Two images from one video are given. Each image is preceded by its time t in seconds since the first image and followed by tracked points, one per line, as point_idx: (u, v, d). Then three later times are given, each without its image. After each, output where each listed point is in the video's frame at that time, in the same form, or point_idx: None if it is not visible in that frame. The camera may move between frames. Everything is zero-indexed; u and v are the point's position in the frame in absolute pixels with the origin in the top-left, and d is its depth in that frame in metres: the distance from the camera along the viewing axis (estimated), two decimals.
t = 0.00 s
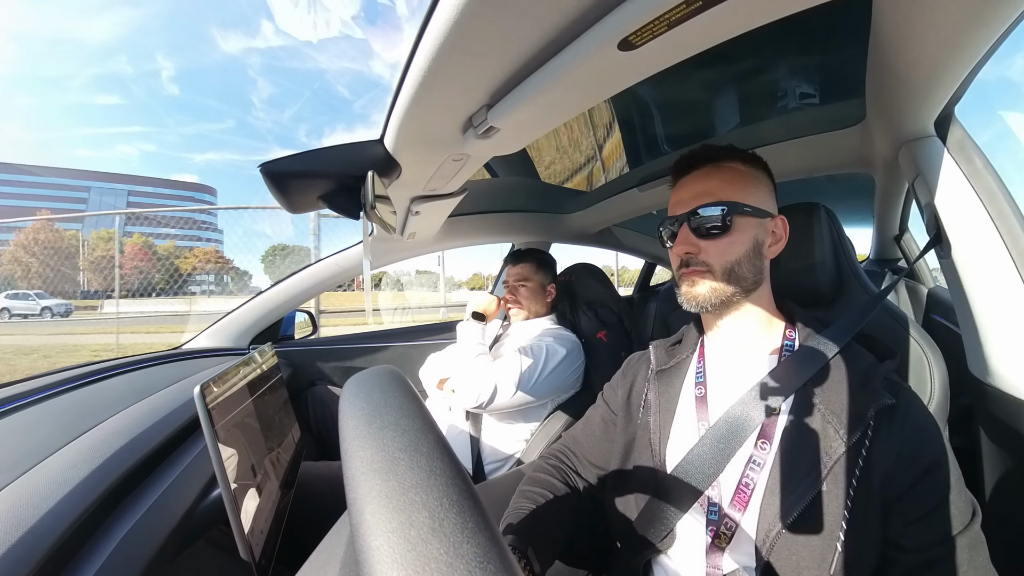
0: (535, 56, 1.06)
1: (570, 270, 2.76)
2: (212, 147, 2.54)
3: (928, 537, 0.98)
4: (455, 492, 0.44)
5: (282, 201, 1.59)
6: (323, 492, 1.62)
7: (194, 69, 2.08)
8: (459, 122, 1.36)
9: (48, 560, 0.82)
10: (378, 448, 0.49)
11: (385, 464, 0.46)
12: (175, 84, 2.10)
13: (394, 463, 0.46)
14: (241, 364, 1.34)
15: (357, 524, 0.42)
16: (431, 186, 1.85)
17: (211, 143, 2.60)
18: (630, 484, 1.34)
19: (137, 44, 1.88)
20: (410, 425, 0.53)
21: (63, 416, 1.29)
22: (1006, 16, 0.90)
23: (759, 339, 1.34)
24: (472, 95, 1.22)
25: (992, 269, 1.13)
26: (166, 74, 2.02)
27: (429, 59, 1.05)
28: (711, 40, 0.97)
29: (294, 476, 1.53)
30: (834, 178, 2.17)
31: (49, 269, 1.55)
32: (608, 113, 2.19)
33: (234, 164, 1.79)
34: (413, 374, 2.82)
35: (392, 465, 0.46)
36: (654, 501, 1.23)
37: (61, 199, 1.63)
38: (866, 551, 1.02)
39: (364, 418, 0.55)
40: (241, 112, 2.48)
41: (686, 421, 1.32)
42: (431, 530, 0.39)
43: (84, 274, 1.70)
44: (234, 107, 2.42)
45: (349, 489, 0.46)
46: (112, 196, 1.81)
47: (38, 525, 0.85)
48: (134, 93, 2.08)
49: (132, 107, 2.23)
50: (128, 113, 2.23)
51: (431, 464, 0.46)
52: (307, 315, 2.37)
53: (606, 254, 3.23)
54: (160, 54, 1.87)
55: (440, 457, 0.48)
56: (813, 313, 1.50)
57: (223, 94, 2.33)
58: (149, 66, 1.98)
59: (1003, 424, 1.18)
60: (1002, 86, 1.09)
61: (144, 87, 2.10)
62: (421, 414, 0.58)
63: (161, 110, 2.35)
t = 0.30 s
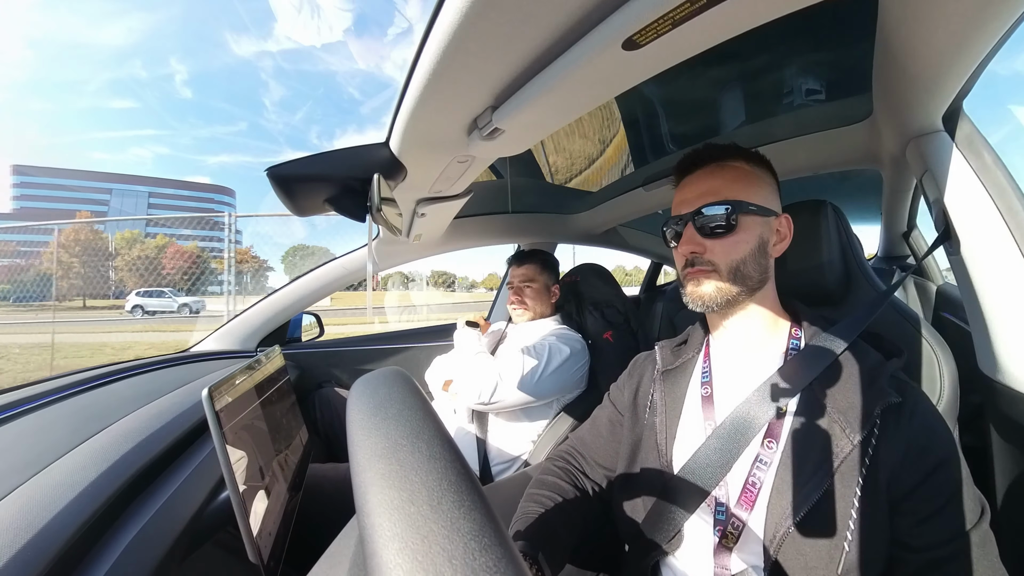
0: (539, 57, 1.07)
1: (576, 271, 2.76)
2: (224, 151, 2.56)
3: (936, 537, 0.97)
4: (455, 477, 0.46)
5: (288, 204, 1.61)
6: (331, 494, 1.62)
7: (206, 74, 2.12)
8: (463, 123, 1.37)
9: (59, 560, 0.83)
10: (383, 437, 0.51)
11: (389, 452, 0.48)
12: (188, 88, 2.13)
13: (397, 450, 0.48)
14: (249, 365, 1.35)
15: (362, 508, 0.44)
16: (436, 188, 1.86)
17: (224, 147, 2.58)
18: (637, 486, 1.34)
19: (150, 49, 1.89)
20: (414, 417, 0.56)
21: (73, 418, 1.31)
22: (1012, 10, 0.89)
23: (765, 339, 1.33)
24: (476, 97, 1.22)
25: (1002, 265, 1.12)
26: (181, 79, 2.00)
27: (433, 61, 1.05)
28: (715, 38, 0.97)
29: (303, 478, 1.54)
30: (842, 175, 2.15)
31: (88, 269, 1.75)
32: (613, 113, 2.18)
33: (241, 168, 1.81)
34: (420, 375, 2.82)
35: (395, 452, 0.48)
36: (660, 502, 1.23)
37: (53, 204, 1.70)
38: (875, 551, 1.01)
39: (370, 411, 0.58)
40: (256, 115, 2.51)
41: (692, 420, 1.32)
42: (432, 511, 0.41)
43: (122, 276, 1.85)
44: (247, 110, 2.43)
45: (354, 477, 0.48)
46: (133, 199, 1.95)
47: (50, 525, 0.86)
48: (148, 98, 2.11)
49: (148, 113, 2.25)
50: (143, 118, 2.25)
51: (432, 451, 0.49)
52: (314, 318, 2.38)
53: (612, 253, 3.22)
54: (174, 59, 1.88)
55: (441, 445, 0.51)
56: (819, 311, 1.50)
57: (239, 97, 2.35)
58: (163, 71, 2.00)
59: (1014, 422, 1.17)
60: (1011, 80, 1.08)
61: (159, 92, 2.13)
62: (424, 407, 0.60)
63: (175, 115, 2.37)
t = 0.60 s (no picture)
0: (545, 56, 1.07)
1: (583, 270, 2.76)
2: (234, 153, 2.51)
3: (946, 538, 0.96)
4: (462, 470, 0.46)
5: (296, 205, 1.62)
6: (339, 493, 1.63)
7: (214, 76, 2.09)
8: (470, 123, 1.37)
9: (68, 560, 0.83)
10: (389, 432, 0.52)
11: (395, 445, 0.49)
12: (201, 92, 2.17)
13: (404, 443, 0.49)
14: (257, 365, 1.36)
15: (367, 499, 0.44)
16: (443, 188, 1.86)
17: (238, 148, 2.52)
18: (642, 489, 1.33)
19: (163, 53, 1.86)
20: (421, 412, 0.56)
21: (83, 418, 1.32)
22: None
23: (773, 338, 1.33)
24: (482, 96, 1.23)
25: (1014, 262, 1.10)
26: (193, 83, 2.00)
27: (440, 61, 1.06)
28: (722, 35, 0.96)
29: (311, 477, 1.55)
30: (851, 172, 2.13)
31: (127, 269, 1.79)
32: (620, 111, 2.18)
33: (249, 169, 1.82)
34: (427, 374, 2.83)
35: (401, 446, 0.49)
36: (667, 502, 1.23)
37: (86, 209, 1.69)
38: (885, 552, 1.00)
39: (377, 407, 0.59)
40: (267, 116, 2.43)
41: (699, 419, 1.31)
42: (437, 503, 0.41)
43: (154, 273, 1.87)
44: (259, 112, 2.39)
45: (361, 471, 0.48)
46: (153, 201, 1.92)
47: (60, 525, 0.87)
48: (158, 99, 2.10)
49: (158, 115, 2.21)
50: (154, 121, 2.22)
51: (439, 444, 0.49)
52: (321, 318, 2.39)
53: (618, 252, 3.21)
54: (186, 64, 1.88)
55: (448, 440, 0.51)
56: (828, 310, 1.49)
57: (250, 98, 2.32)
58: (175, 75, 1.95)
59: None
60: None
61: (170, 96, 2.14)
62: (431, 403, 0.61)
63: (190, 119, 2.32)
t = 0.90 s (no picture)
0: (553, 55, 1.07)
1: (591, 270, 2.75)
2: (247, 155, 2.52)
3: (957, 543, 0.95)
4: (469, 471, 0.47)
5: (304, 205, 1.63)
6: (346, 490, 1.64)
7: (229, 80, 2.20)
8: (478, 122, 1.38)
9: (79, 552, 0.85)
10: (398, 431, 0.52)
11: (403, 445, 0.49)
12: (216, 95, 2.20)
13: (412, 443, 0.49)
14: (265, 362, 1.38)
15: (375, 498, 0.45)
16: (451, 187, 1.87)
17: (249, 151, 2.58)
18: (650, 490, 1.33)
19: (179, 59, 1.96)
20: (429, 412, 0.57)
21: (95, 413, 1.35)
22: None
23: (782, 339, 1.32)
24: (490, 96, 1.23)
25: None
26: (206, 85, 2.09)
27: (448, 61, 1.06)
28: (731, 33, 0.96)
29: (318, 474, 1.56)
30: (861, 171, 2.11)
31: (166, 268, 2.10)
32: (628, 111, 2.17)
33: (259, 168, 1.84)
34: (434, 373, 2.84)
35: (409, 446, 0.49)
36: (674, 504, 1.23)
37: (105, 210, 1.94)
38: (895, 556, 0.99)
39: (385, 406, 0.59)
40: (281, 120, 2.54)
41: (708, 420, 1.31)
42: (444, 502, 0.42)
43: (193, 271, 2.14)
44: (271, 115, 2.48)
45: (369, 471, 0.49)
46: (175, 203, 2.17)
47: (72, 518, 0.89)
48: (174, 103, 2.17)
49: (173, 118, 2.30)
50: (170, 123, 2.31)
51: (447, 444, 0.50)
52: (329, 316, 2.41)
53: (626, 251, 3.20)
54: (199, 68, 1.99)
55: (455, 439, 0.52)
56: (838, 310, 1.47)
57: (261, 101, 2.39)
58: (191, 79, 2.05)
59: None
60: None
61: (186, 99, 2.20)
62: (439, 403, 0.61)
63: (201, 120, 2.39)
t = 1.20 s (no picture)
0: (560, 55, 1.07)
1: (600, 270, 2.74)
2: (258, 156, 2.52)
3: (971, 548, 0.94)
4: (478, 474, 0.46)
5: (313, 206, 1.65)
6: (355, 489, 1.65)
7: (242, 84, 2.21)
8: (486, 123, 1.38)
9: (90, 546, 0.86)
10: (406, 433, 0.52)
11: (411, 448, 0.49)
12: (227, 98, 2.29)
13: (421, 445, 0.49)
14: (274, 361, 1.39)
15: (382, 500, 0.45)
16: (460, 187, 1.87)
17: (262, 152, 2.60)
18: (658, 490, 1.32)
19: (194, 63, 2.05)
20: (438, 413, 0.57)
21: (105, 411, 1.37)
22: None
23: (793, 341, 1.31)
24: (499, 96, 1.23)
25: None
26: (219, 89, 2.14)
27: (455, 61, 1.06)
28: (740, 32, 0.95)
29: (327, 472, 1.57)
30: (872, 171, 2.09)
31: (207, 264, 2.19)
32: (636, 110, 2.17)
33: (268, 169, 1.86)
34: (442, 373, 2.85)
35: (418, 448, 0.49)
36: (683, 506, 1.22)
37: (117, 211, 2.05)
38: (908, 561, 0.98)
39: (394, 407, 0.59)
40: (290, 120, 2.54)
41: (717, 421, 1.30)
42: (451, 504, 0.42)
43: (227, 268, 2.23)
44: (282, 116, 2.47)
45: (378, 473, 0.49)
46: (194, 204, 2.19)
47: (83, 513, 0.90)
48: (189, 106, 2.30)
49: (186, 122, 2.42)
50: (183, 127, 2.42)
51: (455, 447, 0.50)
52: (338, 316, 2.43)
53: (634, 252, 3.20)
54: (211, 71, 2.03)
55: (464, 441, 0.52)
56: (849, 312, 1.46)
57: (274, 100, 2.42)
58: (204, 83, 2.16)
59: None
60: None
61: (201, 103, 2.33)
62: (448, 405, 0.61)
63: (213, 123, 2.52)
